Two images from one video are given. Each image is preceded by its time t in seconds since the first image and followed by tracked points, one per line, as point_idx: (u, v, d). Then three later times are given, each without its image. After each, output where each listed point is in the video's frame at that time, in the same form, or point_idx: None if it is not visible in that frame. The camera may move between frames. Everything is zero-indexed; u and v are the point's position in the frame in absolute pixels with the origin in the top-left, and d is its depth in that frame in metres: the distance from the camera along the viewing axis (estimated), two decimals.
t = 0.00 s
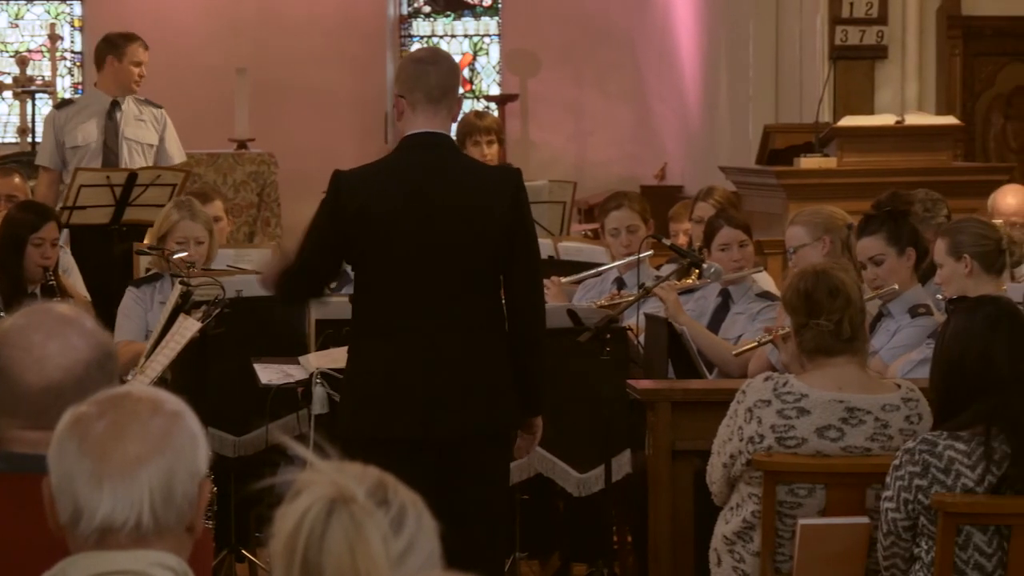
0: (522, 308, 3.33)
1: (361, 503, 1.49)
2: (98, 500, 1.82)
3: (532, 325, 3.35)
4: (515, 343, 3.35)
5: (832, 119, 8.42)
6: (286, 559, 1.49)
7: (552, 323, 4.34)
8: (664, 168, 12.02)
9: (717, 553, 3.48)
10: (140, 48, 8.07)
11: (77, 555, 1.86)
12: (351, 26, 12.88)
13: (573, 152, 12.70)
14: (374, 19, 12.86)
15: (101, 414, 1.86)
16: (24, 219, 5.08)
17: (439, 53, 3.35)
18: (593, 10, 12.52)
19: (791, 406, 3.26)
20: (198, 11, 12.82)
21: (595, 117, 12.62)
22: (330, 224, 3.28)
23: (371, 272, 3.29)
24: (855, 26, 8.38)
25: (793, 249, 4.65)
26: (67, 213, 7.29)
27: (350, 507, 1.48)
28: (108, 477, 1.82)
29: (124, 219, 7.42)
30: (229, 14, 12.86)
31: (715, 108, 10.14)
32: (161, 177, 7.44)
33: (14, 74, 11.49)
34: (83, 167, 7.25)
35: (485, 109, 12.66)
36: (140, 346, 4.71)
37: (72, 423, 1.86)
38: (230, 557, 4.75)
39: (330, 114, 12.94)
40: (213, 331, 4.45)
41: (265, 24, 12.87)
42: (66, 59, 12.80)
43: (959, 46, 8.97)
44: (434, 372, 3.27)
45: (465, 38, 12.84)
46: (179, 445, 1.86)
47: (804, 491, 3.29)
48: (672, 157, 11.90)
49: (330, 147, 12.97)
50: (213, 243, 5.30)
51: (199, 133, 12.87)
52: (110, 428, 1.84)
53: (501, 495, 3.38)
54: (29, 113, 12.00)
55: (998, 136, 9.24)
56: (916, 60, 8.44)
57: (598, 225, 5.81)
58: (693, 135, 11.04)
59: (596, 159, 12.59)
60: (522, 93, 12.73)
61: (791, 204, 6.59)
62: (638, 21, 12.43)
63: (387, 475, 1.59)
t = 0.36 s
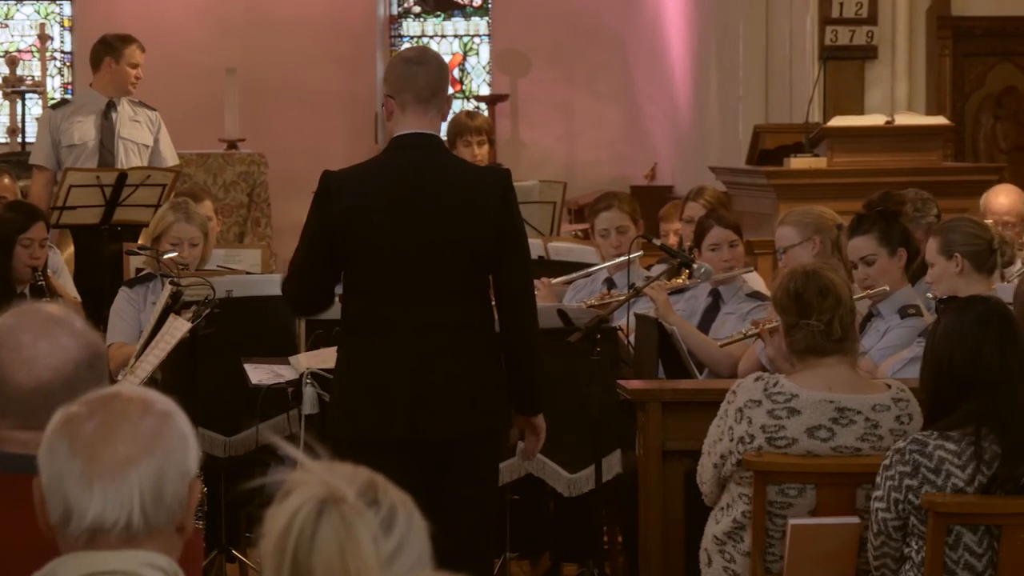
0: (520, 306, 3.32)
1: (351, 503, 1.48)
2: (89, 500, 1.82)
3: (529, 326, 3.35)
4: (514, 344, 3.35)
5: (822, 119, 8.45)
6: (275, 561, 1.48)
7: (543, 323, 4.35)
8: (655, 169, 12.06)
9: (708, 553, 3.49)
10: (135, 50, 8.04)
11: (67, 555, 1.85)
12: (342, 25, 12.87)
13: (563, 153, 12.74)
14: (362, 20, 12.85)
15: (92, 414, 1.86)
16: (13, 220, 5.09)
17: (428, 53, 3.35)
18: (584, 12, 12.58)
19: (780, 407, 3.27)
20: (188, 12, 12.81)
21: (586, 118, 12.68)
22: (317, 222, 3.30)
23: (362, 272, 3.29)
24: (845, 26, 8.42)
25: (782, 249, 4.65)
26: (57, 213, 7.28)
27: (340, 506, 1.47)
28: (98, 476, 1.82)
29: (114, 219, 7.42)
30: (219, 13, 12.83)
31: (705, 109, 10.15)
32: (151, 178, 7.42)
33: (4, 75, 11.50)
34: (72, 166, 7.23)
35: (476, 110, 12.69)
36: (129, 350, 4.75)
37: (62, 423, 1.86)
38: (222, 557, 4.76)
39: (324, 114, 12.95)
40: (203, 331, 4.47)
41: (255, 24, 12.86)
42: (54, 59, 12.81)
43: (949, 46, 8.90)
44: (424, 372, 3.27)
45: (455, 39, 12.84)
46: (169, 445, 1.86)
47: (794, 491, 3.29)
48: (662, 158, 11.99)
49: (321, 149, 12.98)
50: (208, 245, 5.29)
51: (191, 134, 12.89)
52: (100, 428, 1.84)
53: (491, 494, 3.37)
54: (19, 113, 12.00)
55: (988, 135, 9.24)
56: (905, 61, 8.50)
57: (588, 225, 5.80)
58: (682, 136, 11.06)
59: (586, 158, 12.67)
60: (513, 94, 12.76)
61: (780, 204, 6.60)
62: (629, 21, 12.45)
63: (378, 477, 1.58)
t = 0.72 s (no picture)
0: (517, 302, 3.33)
1: (344, 503, 1.47)
2: (81, 500, 1.82)
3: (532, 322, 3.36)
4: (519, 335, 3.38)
5: (815, 119, 8.47)
6: (270, 560, 1.48)
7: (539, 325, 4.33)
8: (647, 169, 12.07)
9: (701, 553, 3.49)
10: (130, 53, 8.05)
11: (60, 555, 1.85)
12: (336, 25, 12.89)
13: (556, 154, 12.77)
14: (356, 20, 12.89)
15: (84, 414, 1.86)
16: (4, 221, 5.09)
17: (418, 52, 3.37)
18: (577, 13, 12.60)
19: (772, 407, 3.27)
20: (182, 12, 12.82)
21: (579, 118, 12.70)
22: (310, 221, 3.29)
23: (355, 272, 3.29)
24: (838, 26, 8.40)
25: (775, 249, 4.65)
26: (50, 213, 7.28)
27: (333, 506, 1.46)
28: (91, 477, 1.82)
29: (106, 219, 7.41)
30: (213, 13, 12.84)
31: (698, 110, 10.14)
32: (144, 178, 7.40)
33: None
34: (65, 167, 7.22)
35: (468, 110, 12.72)
36: (123, 350, 4.77)
37: (55, 422, 1.86)
38: (214, 557, 4.77)
39: (320, 114, 12.97)
40: (196, 331, 4.48)
41: (250, 24, 12.87)
42: (48, 59, 12.80)
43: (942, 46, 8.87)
44: (420, 371, 3.27)
45: (447, 38, 12.91)
46: (162, 446, 1.86)
47: (787, 491, 3.30)
48: (655, 158, 11.99)
49: (318, 149, 12.99)
50: (203, 246, 5.29)
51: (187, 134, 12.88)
52: (93, 428, 1.84)
53: (484, 494, 3.38)
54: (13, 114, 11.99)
55: (981, 135, 9.25)
56: (898, 60, 8.50)
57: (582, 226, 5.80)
58: (675, 135, 11.07)
59: (579, 158, 12.70)
60: (505, 94, 12.81)
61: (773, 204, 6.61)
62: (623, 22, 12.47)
63: (370, 476, 1.57)
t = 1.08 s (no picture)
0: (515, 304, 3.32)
1: (340, 503, 1.47)
2: (76, 501, 1.82)
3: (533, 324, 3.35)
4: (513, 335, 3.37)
5: (810, 119, 8.47)
6: (266, 559, 1.48)
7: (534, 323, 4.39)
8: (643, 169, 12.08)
9: (696, 553, 3.50)
10: (121, 53, 7.92)
11: (55, 555, 1.85)
12: (333, 25, 12.88)
13: (552, 154, 12.80)
14: (352, 20, 12.86)
15: (79, 415, 1.86)
16: None
17: (417, 52, 3.36)
18: (573, 13, 12.59)
19: (768, 407, 3.27)
20: (178, 11, 12.81)
21: (574, 118, 12.72)
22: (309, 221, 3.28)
23: (352, 272, 3.29)
24: (832, 26, 8.40)
25: (769, 250, 4.67)
26: (45, 214, 7.28)
27: (329, 507, 1.47)
28: (87, 476, 1.82)
29: (102, 219, 7.41)
30: (209, 13, 12.83)
31: (694, 110, 10.13)
32: (140, 178, 7.43)
33: None
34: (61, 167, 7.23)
35: (463, 109, 12.75)
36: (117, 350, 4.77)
37: (50, 422, 1.86)
38: (210, 557, 4.78)
39: (317, 114, 12.97)
40: (192, 331, 4.47)
41: (247, 24, 12.86)
42: (43, 59, 12.80)
43: (937, 46, 8.88)
44: (417, 372, 3.27)
45: (443, 39, 12.91)
46: (157, 446, 1.86)
47: (782, 491, 3.30)
48: (650, 158, 11.99)
49: (315, 149, 12.99)
50: (201, 246, 5.30)
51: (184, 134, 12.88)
52: (89, 428, 1.84)
53: (480, 494, 3.38)
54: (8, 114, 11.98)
55: (977, 135, 9.23)
56: (893, 59, 8.51)
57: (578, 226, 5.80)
58: (671, 135, 11.05)
59: (574, 158, 12.72)
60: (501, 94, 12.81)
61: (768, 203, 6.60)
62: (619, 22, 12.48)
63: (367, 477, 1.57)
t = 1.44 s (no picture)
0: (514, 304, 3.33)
1: (337, 503, 1.46)
2: (73, 501, 1.82)
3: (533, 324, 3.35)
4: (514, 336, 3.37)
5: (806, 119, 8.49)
6: (263, 560, 1.47)
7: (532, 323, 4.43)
8: (640, 169, 12.09)
9: (694, 553, 3.50)
10: (113, 52, 7.89)
11: (52, 555, 1.85)
12: (332, 25, 12.88)
13: (549, 154, 12.84)
14: (349, 21, 12.86)
15: (76, 414, 1.85)
16: None
17: (417, 53, 3.37)
18: (569, 14, 12.67)
19: (766, 407, 3.27)
20: (176, 11, 12.80)
21: (571, 119, 12.78)
22: (309, 221, 3.28)
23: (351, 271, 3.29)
24: (830, 26, 8.41)
25: (767, 250, 4.66)
26: (42, 214, 7.28)
27: (326, 507, 1.46)
28: (84, 476, 1.82)
29: (99, 219, 7.41)
30: (207, 13, 12.83)
31: (690, 110, 10.15)
32: (137, 178, 7.43)
33: None
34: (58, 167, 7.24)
35: (461, 109, 12.75)
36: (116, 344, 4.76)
37: (47, 423, 1.85)
38: (207, 557, 4.77)
39: (316, 115, 12.97)
40: (189, 331, 4.47)
41: (245, 24, 12.86)
42: (40, 59, 12.80)
43: (934, 46, 8.96)
44: (415, 372, 3.27)
45: (440, 39, 12.89)
46: (155, 446, 1.86)
47: (780, 492, 3.30)
48: (647, 159, 12.01)
49: (314, 149, 13.00)
50: (198, 243, 5.30)
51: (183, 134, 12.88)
52: (85, 428, 1.83)
53: (477, 494, 3.38)
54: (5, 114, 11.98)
55: (975, 135, 9.24)
56: (889, 59, 8.50)
57: (576, 225, 5.81)
58: (668, 134, 11.05)
59: (571, 159, 12.78)
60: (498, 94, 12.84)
61: (766, 204, 6.61)
62: (616, 23, 12.54)
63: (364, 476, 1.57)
